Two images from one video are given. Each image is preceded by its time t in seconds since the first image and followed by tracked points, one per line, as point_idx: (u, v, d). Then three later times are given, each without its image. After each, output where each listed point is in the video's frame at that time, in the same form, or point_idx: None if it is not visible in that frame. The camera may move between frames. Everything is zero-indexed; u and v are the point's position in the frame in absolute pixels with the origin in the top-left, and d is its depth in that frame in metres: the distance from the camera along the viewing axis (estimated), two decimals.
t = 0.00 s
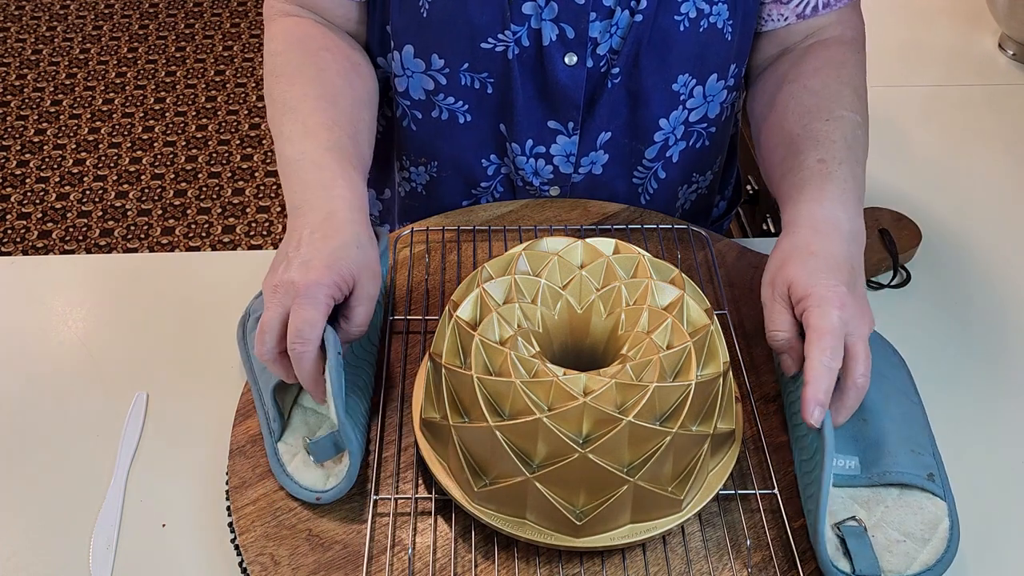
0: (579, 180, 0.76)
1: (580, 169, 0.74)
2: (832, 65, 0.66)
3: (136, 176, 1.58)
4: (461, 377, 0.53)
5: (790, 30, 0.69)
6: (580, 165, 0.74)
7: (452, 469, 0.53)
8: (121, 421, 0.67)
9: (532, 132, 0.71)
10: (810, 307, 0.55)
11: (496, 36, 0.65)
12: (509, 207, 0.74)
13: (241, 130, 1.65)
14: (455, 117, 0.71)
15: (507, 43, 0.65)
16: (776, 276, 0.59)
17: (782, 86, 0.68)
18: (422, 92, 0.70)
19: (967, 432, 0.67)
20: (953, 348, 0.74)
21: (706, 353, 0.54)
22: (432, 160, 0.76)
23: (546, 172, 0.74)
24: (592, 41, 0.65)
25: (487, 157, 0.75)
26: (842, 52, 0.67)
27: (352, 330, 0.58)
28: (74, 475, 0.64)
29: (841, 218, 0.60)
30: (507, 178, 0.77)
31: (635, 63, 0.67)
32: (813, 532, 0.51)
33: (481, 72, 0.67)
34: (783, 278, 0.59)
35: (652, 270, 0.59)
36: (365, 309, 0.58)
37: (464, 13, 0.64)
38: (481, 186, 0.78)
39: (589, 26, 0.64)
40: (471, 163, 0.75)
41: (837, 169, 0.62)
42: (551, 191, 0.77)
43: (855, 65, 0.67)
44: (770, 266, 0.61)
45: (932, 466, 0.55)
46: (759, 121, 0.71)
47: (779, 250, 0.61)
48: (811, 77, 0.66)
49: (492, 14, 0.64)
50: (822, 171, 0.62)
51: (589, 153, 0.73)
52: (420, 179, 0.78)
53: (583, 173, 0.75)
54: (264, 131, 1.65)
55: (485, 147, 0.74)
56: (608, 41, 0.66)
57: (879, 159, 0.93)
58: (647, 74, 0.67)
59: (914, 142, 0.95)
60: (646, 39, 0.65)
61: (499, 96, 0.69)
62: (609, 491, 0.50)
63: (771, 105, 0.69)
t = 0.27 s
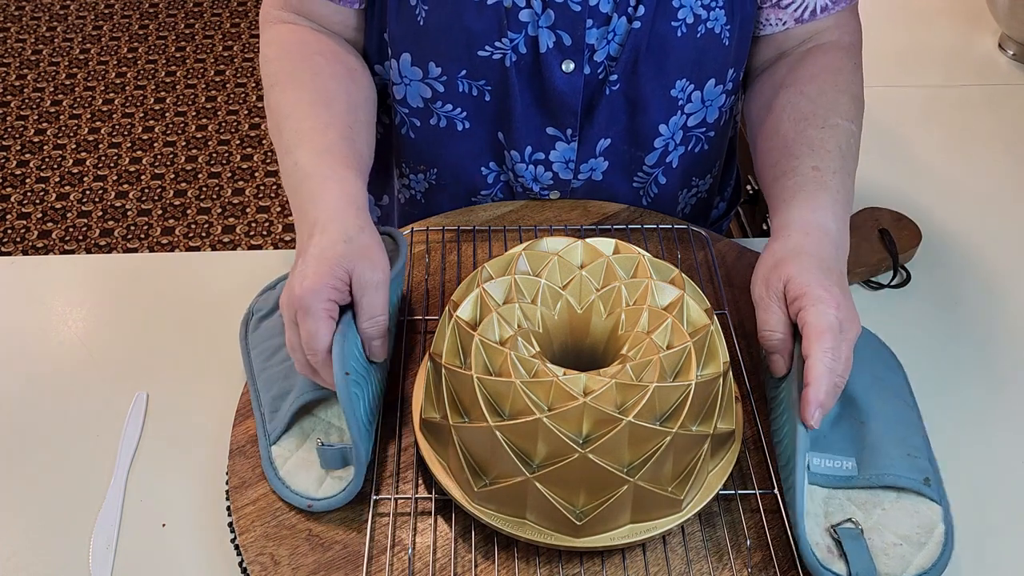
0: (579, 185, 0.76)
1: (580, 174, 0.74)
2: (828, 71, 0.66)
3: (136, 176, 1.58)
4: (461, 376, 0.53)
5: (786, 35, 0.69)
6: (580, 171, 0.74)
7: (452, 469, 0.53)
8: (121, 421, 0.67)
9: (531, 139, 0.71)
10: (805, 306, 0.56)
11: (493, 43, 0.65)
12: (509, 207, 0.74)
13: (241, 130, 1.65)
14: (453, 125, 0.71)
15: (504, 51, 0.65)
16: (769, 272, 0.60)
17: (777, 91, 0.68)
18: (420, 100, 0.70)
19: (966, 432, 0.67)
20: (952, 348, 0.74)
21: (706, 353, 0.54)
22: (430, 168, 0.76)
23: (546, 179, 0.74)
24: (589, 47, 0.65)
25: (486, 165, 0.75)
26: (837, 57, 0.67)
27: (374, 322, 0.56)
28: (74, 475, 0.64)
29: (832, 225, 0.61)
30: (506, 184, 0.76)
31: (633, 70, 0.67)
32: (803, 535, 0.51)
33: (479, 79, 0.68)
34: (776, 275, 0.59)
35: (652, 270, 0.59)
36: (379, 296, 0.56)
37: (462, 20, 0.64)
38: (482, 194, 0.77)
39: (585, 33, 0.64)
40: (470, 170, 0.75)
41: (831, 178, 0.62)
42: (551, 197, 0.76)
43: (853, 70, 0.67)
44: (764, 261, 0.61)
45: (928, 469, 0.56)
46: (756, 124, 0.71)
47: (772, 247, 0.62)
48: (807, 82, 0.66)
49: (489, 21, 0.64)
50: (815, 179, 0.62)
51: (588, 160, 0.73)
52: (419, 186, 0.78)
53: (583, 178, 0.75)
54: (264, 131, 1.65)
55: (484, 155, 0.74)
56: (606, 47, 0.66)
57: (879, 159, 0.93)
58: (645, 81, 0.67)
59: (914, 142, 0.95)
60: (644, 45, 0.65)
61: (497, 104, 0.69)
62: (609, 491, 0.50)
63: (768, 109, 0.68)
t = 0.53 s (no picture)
0: (579, 186, 0.76)
1: (580, 177, 0.74)
2: (835, 66, 0.63)
3: (136, 176, 1.58)
4: (461, 376, 0.53)
5: (783, 33, 0.66)
6: (580, 174, 0.74)
7: (452, 469, 0.54)
8: (121, 422, 0.67)
9: (531, 143, 0.71)
10: (812, 343, 0.53)
11: (494, 48, 0.65)
12: (509, 207, 0.74)
13: (241, 130, 1.65)
14: (453, 127, 0.71)
15: (507, 55, 0.65)
16: (781, 287, 0.55)
17: (782, 87, 0.65)
18: (421, 103, 0.70)
19: (965, 432, 0.67)
20: (952, 348, 0.74)
21: (706, 353, 0.54)
22: (431, 171, 0.76)
23: (546, 180, 0.74)
24: (589, 52, 0.65)
25: (487, 167, 0.75)
26: (842, 53, 0.64)
27: (393, 341, 0.55)
28: (73, 475, 0.64)
29: (847, 227, 0.57)
30: (507, 187, 0.76)
31: (632, 74, 0.67)
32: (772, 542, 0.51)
33: (480, 83, 0.67)
34: (789, 295, 0.54)
35: (652, 270, 0.58)
36: (397, 315, 0.55)
37: (462, 24, 0.64)
38: (482, 197, 0.78)
39: (585, 37, 0.64)
40: (471, 175, 0.75)
41: (844, 176, 0.59)
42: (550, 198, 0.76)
43: (857, 67, 0.64)
44: (773, 271, 0.56)
45: (902, 476, 0.55)
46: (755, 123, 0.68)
47: (783, 254, 0.57)
48: (814, 78, 0.63)
49: (490, 26, 0.64)
50: (830, 178, 0.58)
51: (588, 163, 0.73)
52: (419, 190, 0.79)
53: (583, 181, 0.75)
54: (264, 131, 1.65)
55: (484, 159, 0.74)
56: (605, 51, 0.65)
57: (879, 159, 0.93)
58: (644, 85, 0.67)
59: (914, 142, 0.95)
60: (643, 50, 0.65)
61: (498, 107, 0.69)
62: (609, 490, 0.50)
63: (771, 106, 0.65)
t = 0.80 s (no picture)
0: (578, 183, 0.76)
1: (579, 172, 0.74)
2: (837, 62, 0.63)
3: (136, 176, 1.58)
4: (461, 376, 0.53)
5: (785, 31, 0.66)
6: (578, 169, 0.74)
7: (453, 469, 0.54)
8: (121, 422, 0.67)
9: (530, 136, 0.71)
10: (802, 349, 0.52)
11: (493, 42, 0.65)
12: (509, 207, 0.74)
13: (241, 130, 1.65)
14: (454, 116, 0.71)
15: (506, 49, 0.65)
16: (775, 289, 0.55)
17: (783, 82, 0.64)
18: (421, 89, 0.70)
19: (965, 432, 0.67)
20: (952, 348, 0.74)
21: (706, 354, 0.54)
22: (431, 156, 0.76)
23: (545, 174, 0.74)
24: (586, 49, 0.65)
25: (491, 164, 0.75)
26: (845, 50, 0.63)
27: (401, 339, 0.55)
28: (73, 475, 0.64)
29: (844, 229, 0.56)
30: (507, 183, 0.77)
31: (630, 70, 0.67)
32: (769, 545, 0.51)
33: (479, 78, 0.67)
34: (782, 298, 0.54)
35: (652, 271, 0.58)
36: (408, 314, 0.55)
37: (461, 18, 0.64)
38: (481, 187, 0.78)
39: (582, 34, 0.64)
40: (472, 164, 0.76)
41: (844, 175, 0.58)
42: (550, 194, 0.76)
43: (860, 64, 0.63)
44: (767, 272, 0.56)
45: (902, 476, 0.55)
46: (756, 119, 0.67)
47: (778, 255, 0.56)
48: (816, 74, 0.62)
49: (490, 21, 0.64)
50: (829, 176, 0.58)
51: (587, 158, 0.73)
52: (419, 178, 0.78)
53: (581, 176, 0.75)
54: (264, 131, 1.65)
55: (485, 155, 0.74)
56: (602, 49, 0.65)
57: (879, 159, 0.93)
58: (642, 82, 0.67)
59: (914, 142, 0.95)
60: (641, 47, 0.65)
61: (498, 101, 0.69)
62: (609, 491, 0.50)
63: (772, 103, 0.64)
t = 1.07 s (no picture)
0: (578, 181, 0.76)
1: (578, 170, 0.74)
2: (842, 60, 0.63)
3: (136, 176, 1.57)
4: (461, 377, 0.53)
5: (789, 27, 0.66)
6: (578, 166, 0.74)
7: (453, 470, 0.53)
8: (121, 422, 0.67)
9: (531, 133, 0.71)
10: (814, 353, 0.52)
11: (497, 38, 0.65)
12: (509, 207, 0.74)
13: (241, 130, 1.65)
14: (456, 111, 0.71)
15: (508, 45, 0.65)
16: (783, 291, 0.54)
17: (786, 80, 0.64)
18: (423, 85, 0.70)
19: (965, 432, 0.67)
20: (952, 348, 0.74)
21: (706, 354, 0.54)
22: (433, 151, 0.76)
23: (545, 172, 0.74)
24: (590, 45, 0.65)
25: (491, 161, 0.75)
26: (849, 48, 0.63)
27: (397, 340, 0.55)
28: (73, 475, 0.64)
29: (850, 228, 0.56)
30: (507, 181, 0.77)
31: (630, 67, 0.67)
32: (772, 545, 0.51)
33: (482, 75, 0.67)
34: (791, 300, 0.53)
35: (653, 271, 0.58)
36: (403, 315, 0.55)
37: (465, 13, 0.64)
38: (480, 183, 0.78)
39: (586, 30, 0.64)
40: (473, 161, 0.76)
41: (851, 175, 0.58)
42: (550, 193, 0.76)
43: (866, 62, 0.63)
44: (774, 274, 0.55)
45: (902, 474, 0.55)
46: (757, 116, 0.67)
47: (784, 255, 0.55)
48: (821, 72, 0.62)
49: (493, 17, 0.64)
50: (834, 176, 0.57)
51: (587, 155, 0.73)
52: (419, 174, 0.78)
53: (582, 173, 0.75)
54: (264, 130, 1.65)
55: (487, 152, 0.74)
56: (606, 45, 0.66)
57: (878, 158, 0.93)
58: (642, 78, 0.67)
59: (914, 142, 0.95)
60: (641, 42, 0.65)
61: (500, 98, 0.69)
62: (609, 491, 0.50)
63: (776, 99, 0.64)
